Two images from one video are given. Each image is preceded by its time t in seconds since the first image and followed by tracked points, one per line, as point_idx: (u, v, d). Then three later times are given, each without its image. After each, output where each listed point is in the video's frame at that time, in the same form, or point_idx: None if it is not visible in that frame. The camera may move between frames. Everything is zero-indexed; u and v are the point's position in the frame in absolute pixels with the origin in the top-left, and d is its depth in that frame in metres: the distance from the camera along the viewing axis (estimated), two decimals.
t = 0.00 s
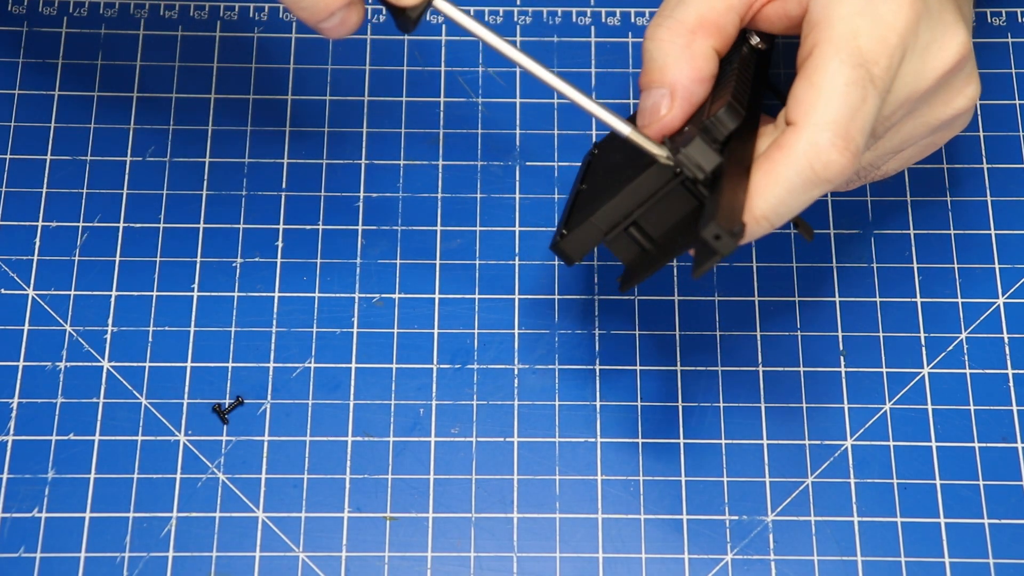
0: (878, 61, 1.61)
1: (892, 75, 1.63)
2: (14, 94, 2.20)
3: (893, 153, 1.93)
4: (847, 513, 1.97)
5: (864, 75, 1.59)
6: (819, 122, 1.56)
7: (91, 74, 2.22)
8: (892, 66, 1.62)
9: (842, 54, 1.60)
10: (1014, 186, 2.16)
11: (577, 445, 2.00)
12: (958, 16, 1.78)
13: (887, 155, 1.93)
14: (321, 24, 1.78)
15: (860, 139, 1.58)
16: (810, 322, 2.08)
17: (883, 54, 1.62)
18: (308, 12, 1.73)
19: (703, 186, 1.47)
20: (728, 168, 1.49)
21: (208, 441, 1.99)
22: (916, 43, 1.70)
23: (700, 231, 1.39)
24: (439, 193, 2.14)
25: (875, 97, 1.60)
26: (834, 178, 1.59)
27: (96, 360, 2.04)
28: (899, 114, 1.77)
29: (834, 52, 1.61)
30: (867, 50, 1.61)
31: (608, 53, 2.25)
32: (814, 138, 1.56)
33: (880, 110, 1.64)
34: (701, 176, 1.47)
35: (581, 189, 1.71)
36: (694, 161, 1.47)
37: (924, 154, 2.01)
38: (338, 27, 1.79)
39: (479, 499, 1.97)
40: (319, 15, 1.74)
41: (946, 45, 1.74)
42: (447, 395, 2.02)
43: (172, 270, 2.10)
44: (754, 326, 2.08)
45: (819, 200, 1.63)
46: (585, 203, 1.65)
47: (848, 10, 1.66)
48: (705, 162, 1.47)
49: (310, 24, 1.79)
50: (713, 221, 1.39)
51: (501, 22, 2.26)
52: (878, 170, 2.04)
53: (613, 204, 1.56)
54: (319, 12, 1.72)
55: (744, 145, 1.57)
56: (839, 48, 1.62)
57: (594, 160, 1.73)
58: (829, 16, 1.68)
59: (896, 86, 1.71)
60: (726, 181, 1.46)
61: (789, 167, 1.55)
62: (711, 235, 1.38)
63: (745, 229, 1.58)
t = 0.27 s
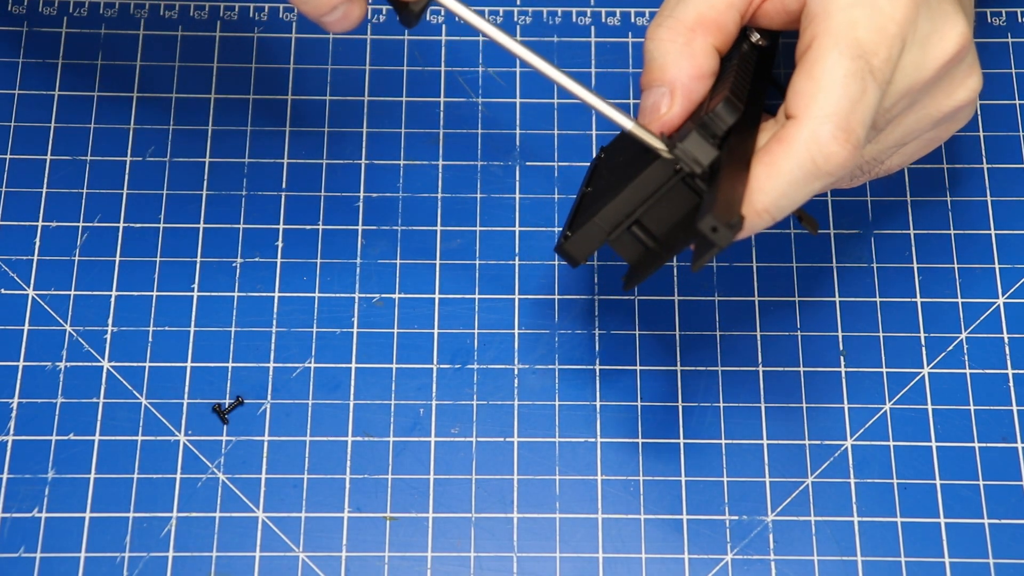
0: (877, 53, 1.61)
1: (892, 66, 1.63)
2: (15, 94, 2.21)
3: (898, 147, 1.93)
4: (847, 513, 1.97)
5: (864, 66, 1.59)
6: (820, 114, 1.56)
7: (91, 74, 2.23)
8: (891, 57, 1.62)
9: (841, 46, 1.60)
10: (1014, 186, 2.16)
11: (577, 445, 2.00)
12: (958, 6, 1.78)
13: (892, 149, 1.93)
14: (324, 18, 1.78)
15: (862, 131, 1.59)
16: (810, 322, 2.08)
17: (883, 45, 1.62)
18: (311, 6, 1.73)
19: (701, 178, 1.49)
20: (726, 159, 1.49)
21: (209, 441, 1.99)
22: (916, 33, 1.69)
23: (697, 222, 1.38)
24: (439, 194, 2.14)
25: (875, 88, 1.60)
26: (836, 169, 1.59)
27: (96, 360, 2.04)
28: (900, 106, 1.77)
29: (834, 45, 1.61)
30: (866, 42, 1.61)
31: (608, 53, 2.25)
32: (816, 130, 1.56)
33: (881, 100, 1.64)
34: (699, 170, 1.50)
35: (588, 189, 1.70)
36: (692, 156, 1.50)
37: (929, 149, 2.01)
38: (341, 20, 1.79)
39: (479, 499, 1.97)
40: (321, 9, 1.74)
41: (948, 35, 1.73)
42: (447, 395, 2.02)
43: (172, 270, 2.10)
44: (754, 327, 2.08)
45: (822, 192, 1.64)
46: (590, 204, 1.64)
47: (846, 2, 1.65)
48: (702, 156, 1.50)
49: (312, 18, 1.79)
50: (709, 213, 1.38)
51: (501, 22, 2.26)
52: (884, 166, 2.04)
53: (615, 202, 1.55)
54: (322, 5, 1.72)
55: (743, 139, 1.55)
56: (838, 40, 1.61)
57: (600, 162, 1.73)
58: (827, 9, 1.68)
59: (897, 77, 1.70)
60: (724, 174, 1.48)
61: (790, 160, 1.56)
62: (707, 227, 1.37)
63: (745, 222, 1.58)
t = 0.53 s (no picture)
0: (877, 44, 1.61)
1: (892, 57, 1.63)
2: (14, 94, 2.20)
3: (901, 141, 1.93)
4: (847, 513, 1.97)
5: (864, 57, 1.59)
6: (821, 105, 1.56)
7: (91, 74, 2.23)
8: (891, 48, 1.62)
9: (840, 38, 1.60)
10: (1014, 186, 2.16)
11: (577, 445, 2.00)
12: None
13: (894, 142, 1.93)
14: (325, 18, 1.77)
15: (864, 122, 1.58)
16: (810, 322, 2.08)
17: (883, 36, 1.61)
18: (315, 6, 1.72)
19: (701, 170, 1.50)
20: (725, 152, 1.50)
21: (208, 441, 1.99)
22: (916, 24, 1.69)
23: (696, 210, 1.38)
24: (439, 194, 2.14)
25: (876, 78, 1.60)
26: (837, 161, 1.59)
27: (96, 360, 2.04)
28: (902, 98, 1.76)
29: (833, 36, 1.61)
30: (865, 33, 1.61)
31: (608, 53, 2.25)
32: (817, 121, 1.55)
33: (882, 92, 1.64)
34: (698, 161, 1.49)
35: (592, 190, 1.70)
36: (691, 147, 1.49)
37: (932, 142, 2.01)
38: (343, 20, 1.78)
39: (479, 499, 1.97)
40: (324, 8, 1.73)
41: (948, 27, 1.73)
42: (447, 395, 2.02)
43: (172, 270, 2.10)
44: (754, 326, 2.08)
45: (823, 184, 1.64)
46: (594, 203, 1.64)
47: None
48: (702, 147, 1.49)
49: (314, 19, 1.78)
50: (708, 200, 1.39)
51: (501, 22, 2.26)
52: (888, 160, 2.03)
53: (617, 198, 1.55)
54: (325, 5, 1.71)
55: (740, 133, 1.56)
56: (838, 32, 1.61)
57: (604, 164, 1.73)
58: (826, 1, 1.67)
59: (898, 68, 1.70)
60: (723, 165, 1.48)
61: (791, 151, 1.55)
62: (706, 214, 1.38)
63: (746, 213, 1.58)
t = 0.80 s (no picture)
0: (873, 35, 1.61)
1: (889, 47, 1.63)
2: (15, 94, 2.20)
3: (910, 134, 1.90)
4: (847, 513, 1.97)
5: (859, 49, 1.59)
6: (818, 97, 1.56)
7: (91, 74, 2.23)
8: (887, 38, 1.62)
9: (835, 30, 1.60)
10: (1014, 186, 2.16)
11: (577, 445, 2.00)
12: None
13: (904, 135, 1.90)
14: (341, 15, 1.70)
15: (861, 112, 1.59)
16: (810, 322, 2.08)
17: (878, 27, 1.62)
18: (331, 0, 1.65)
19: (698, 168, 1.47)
20: (721, 151, 1.50)
21: (208, 441, 1.99)
22: (913, 13, 1.68)
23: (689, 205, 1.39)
24: (439, 193, 2.14)
25: (872, 70, 1.60)
26: (837, 152, 1.60)
27: (96, 360, 2.04)
28: (903, 90, 1.75)
29: (828, 28, 1.61)
30: (860, 25, 1.61)
31: (608, 53, 2.25)
32: (814, 114, 1.56)
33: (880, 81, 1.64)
34: (693, 159, 1.48)
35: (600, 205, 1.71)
36: (686, 144, 1.47)
37: (942, 136, 1.98)
38: (358, 18, 1.71)
39: (479, 499, 1.97)
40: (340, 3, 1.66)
41: (946, 15, 1.71)
42: (447, 395, 2.02)
43: (172, 270, 2.10)
44: (754, 327, 2.08)
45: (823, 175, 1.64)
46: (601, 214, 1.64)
47: None
48: (696, 145, 1.47)
49: (327, 16, 1.70)
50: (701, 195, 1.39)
51: (501, 22, 2.26)
52: (898, 158, 2.01)
53: (622, 204, 1.55)
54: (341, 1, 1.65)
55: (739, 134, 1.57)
56: (833, 23, 1.61)
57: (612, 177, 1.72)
58: None
59: (896, 58, 1.69)
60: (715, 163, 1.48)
61: (789, 145, 1.56)
62: (701, 208, 1.38)
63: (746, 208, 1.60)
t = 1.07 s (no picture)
0: (861, 14, 1.62)
1: (879, 25, 1.63)
2: (15, 94, 2.20)
3: (919, 116, 1.84)
4: (847, 513, 1.97)
5: (849, 28, 1.60)
6: (810, 78, 1.57)
7: (92, 74, 2.23)
8: (878, 15, 1.63)
9: (822, 11, 1.61)
10: (1014, 186, 2.16)
11: (577, 446, 2.00)
12: None
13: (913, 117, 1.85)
14: (355, 4, 1.60)
15: (856, 90, 1.59)
16: (810, 322, 2.08)
17: (865, 7, 1.63)
18: None
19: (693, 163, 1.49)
20: (716, 144, 1.53)
21: (208, 441, 1.99)
22: None
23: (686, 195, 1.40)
24: (439, 193, 2.14)
25: (863, 47, 1.61)
26: (835, 130, 1.60)
27: (96, 360, 2.04)
28: (902, 68, 1.72)
29: (815, 10, 1.62)
30: (847, 5, 1.62)
31: (608, 53, 2.25)
32: (808, 95, 1.57)
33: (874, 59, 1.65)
34: (688, 151, 1.50)
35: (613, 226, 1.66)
36: (679, 138, 1.50)
37: (953, 118, 1.92)
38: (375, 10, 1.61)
39: (479, 499, 1.97)
40: None
41: None
42: (447, 395, 2.02)
43: (172, 270, 2.10)
44: (754, 327, 2.08)
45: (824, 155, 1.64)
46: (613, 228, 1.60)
47: None
48: (690, 138, 1.49)
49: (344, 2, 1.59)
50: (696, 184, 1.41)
51: (501, 22, 2.26)
52: (911, 143, 1.92)
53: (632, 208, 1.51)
54: None
55: (741, 124, 1.59)
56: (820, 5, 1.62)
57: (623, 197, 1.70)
58: None
59: (890, 35, 1.68)
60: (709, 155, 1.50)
61: (786, 127, 1.57)
62: (696, 196, 1.39)
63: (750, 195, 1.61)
